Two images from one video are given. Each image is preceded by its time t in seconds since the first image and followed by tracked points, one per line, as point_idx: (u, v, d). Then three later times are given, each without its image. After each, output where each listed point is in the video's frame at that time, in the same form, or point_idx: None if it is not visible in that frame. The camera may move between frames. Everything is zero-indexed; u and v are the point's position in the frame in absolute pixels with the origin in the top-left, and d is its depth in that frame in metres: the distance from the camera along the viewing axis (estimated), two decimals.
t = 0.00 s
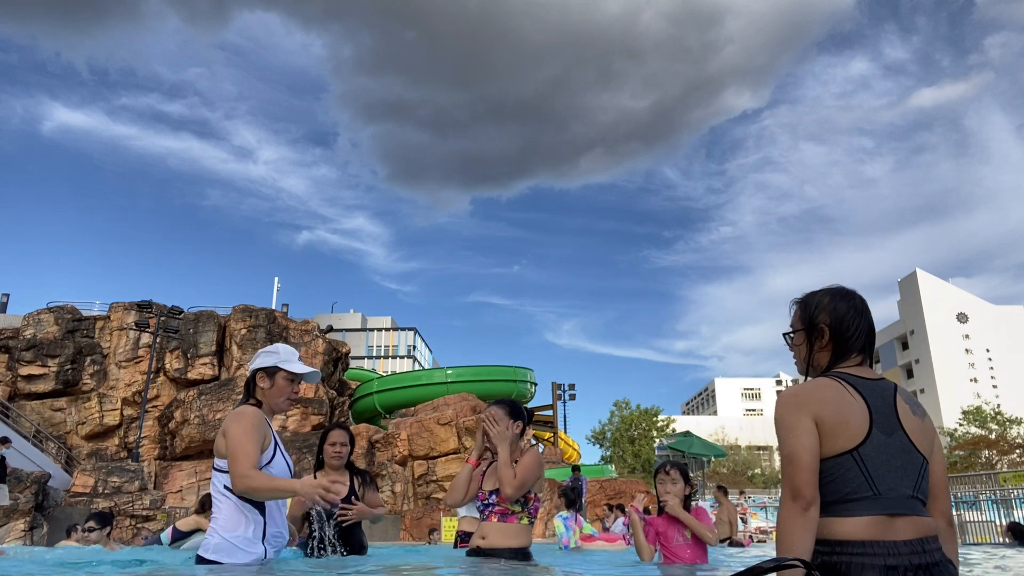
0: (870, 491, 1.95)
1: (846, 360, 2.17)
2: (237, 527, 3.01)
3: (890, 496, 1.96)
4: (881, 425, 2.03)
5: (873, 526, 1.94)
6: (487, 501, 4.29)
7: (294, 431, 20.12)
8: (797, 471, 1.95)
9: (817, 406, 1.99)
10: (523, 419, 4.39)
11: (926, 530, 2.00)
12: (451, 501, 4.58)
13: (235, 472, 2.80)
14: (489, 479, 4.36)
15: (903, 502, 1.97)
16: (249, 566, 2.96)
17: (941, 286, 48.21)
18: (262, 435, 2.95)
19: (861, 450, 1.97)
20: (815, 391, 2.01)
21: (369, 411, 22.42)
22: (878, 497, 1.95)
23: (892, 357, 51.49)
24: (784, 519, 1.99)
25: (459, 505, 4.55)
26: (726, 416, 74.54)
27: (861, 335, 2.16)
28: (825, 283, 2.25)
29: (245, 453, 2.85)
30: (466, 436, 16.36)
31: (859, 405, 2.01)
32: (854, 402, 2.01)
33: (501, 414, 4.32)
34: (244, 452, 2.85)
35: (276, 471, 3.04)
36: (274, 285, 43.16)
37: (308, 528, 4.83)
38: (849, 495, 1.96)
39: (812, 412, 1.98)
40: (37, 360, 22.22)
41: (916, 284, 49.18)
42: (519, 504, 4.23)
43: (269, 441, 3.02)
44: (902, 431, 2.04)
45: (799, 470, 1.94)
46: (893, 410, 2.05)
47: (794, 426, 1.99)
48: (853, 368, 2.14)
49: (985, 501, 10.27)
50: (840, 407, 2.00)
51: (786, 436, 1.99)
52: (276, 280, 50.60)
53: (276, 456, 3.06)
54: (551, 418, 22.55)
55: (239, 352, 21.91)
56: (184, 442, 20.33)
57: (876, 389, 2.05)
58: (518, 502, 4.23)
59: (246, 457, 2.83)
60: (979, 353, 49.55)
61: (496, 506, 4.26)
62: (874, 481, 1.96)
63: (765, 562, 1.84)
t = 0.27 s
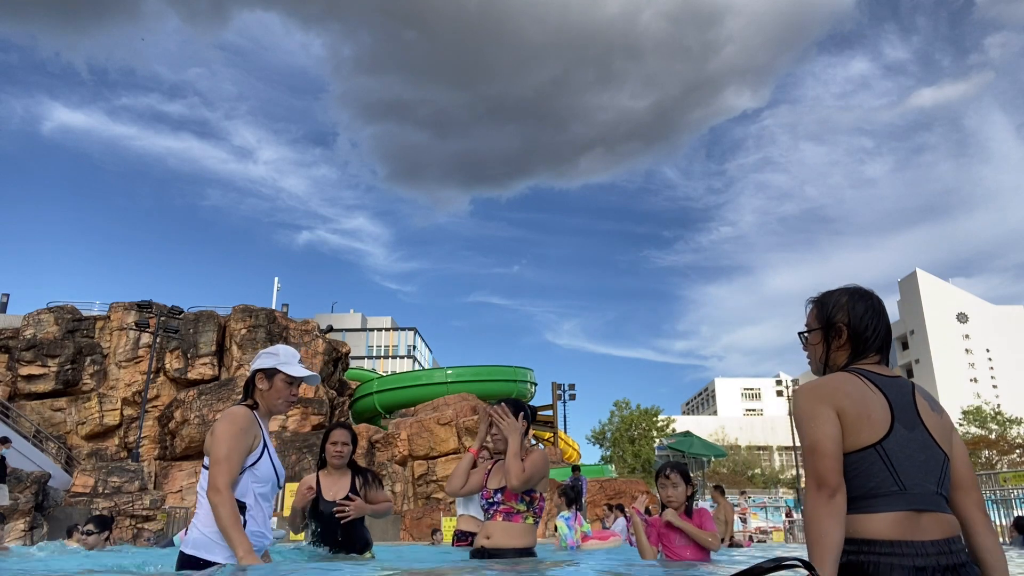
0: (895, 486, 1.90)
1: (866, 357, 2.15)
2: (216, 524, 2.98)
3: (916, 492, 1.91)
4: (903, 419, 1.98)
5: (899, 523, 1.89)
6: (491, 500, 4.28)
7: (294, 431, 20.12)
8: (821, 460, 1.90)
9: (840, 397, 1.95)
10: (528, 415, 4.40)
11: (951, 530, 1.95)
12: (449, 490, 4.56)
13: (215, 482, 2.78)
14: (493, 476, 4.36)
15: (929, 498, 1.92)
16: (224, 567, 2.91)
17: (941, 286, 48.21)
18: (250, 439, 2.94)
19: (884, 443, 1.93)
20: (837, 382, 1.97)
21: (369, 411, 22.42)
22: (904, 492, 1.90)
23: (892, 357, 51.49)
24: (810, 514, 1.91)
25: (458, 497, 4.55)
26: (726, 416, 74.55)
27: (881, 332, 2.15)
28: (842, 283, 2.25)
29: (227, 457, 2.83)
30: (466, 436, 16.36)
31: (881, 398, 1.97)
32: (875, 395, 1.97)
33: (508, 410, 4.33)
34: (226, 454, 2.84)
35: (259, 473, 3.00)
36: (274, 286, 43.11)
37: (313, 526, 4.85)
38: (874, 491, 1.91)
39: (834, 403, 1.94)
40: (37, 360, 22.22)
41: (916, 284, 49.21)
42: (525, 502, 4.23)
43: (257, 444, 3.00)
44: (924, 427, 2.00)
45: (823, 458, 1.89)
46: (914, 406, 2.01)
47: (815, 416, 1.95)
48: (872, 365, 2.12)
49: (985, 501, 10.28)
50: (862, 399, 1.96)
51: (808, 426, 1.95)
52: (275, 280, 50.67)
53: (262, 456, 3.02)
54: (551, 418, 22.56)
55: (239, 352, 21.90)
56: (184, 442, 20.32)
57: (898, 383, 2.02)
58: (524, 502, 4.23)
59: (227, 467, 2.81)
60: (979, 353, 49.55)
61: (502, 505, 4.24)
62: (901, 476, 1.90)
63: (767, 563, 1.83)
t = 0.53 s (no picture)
0: (906, 480, 1.90)
1: (873, 356, 2.14)
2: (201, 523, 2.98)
3: (928, 486, 1.90)
4: (912, 414, 1.97)
5: (913, 518, 1.88)
6: (494, 500, 4.27)
7: (294, 431, 20.11)
8: (830, 452, 1.90)
9: (846, 391, 1.95)
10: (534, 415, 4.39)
11: (967, 527, 1.93)
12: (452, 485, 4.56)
13: (212, 483, 2.80)
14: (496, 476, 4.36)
15: (944, 493, 1.91)
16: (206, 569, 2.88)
17: (941, 286, 48.20)
18: (244, 440, 2.94)
19: (894, 438, 1.92)
20: (844, 378, 1.98)
21: (369, 411, 22.41)
22: (917, 486, 1.89)
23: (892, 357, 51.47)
24: (826, 508, 1.91)
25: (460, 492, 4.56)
26: (726, 416, 74.50)
27: (888, 330, 2.14)
28: (846, 284, 2.25)
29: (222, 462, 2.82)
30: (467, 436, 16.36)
31: (888, 394, 1.96)
32: (883, 391, 1.96)
33: (513, 409, 4.32)
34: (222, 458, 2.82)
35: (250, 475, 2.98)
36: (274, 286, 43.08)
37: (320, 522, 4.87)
38: (887, 485, 1.91)
39: (841, 397, 1.94)
40: (37, 360, 22.22)
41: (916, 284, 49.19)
42: (528, 504, 4.22)
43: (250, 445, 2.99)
44: (934, 421, 1.99)
45: (833, 451, 1.89)
46: (923, 402, 2.01)
47: (823, 411, 1.94)
48: (879, 363, 2.11)
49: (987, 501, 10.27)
50: (870, 394, 1.95)
51: (816, 422, 1.95)
52: (275, 280, 50.70)
53: (254, 458, 3.00)
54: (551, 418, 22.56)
55: (239, 352, 21.89)
56: (184, 442, 20.31)
57: (904, 379, 2.02)
58: (528, 503, 4.22)
59: (223, 469, 2.81)
60: (979, 353, 49.54)
61: (505, 505, 4.23)
62: (913, 471, 1.90)
63: (767, 563, 1.83)
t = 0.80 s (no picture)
0: (913, 477, 1.89)
1: (873, 357, 2.15)
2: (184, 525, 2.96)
3: (935, 483, 1.90)
4: (915, 411, 1.98)
5: (922, 516, 1.87)
6: (496, 500, 4.27)
7: (294, 431, 20.11)
8: (837, 449, 1.89)
9: (848, 390, 1.95)
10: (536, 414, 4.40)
11: (977, 525, 1.92)
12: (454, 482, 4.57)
13: (203, 484, 2.79)
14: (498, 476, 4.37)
15: (952, 489, 1.90)
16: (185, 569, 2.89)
17: (941, 286, 48.18)
18: (234, 439, 2.93)
19: (898, 435, 1.92)
20: (848, 378, 1.98)
21: (369, 411, 22.41)
22: (925, 482, 1.89)
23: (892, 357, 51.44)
24: (837, 507, 1.90)
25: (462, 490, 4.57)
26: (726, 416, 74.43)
27: (888, 332, 2.15)
28: (845, 288, 2.26)
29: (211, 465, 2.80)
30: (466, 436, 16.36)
31: (890, 393, 1.97)
32: (884, 390, 1.97)
33: (515, 409, 4.32)
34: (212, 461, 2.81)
35: (238, 478, 2.96)
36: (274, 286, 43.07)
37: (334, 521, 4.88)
38: (895, 482, 1.90)
39: (843, 396, 1.94)
40: (37, 360, 22.22)
41: (916, 284, 49.18)
42: (530, 504, 4.22)
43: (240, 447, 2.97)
44: (937, 419, 1.99)
45: (839, 448, 1.88)
46: (925, 399, 2.01)
47: (826, 410, 1.94)
48: (879, 365, 2.12)
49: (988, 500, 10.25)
50: (872, 392, 1.96)
51: (820, 420, 1.94)
52: (275, 280, 50.63)
53: (244, 460, 2.98)
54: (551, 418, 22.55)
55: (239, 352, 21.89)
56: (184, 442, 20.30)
57: (904, 378, 2.02)
58: (530, 503, 4.22)
59: (215, 469, 2.80)
60: (979, 353, 49.51)
61: (507, 505, 4.23)
62: (919, 467, 1.90)
63: (767, 563, 1.83)
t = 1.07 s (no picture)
0: (914, 477, 1.89)
1: (869, 359, 2.14)
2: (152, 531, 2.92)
3: (938, 482, 1.89)
4: (913, 411, 1.97)
5: (924, 516, 1.87)
6: (500, 500, 4.25)
7: (294, 431, 20.10)
8: (837, 450, 1.89)
9: (844, 392, 1.95)
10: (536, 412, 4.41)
11: (982, 525, 1.91)
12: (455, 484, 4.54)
13: (176, 491, 2.68)
14: (500, 475, 4.37)
15: (952, 489, 1.90)
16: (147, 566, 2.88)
17: (941, 285, 48.17)
18: (202, 440, 2.79)
19: (896, 434, 1.92)
20: (847, 380, 1.97)
21: (369, 411, 22.40)
22: (926, 482, 1.89)
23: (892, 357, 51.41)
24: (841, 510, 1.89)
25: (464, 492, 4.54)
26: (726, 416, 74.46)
27: (884, 335, 2.14)
28: (840, 291, 2.26)
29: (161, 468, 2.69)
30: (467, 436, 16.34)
31: (887, 394, 1.96)
32: (882, 392, 1.96)
33: (514, 408, 4.33)
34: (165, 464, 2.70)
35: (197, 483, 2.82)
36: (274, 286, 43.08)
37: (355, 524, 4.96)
38: (895, 483, 1.90)
39: (841, 397, 1.94)
40: (37, 360, 22.21)
41: (916, 284, 49.17)
42: (535, 502, 4.22)
43: (205, 448, 2.82)
44: (936, 419, 1.98)
45: (839, 451, 1.87)
46: (922, 400, 2.01)
47: (822, 410, 1.94)
48: (877, 367, 2.11)
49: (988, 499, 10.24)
50: (870, 394, 1.95)
51: (819, 422, 1.94)
52: (276, 281, 50.78)
53: (209, 461, 2.82)
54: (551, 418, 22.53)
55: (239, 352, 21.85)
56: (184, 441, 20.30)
57: (901, 379, 2.02)
58: (534, 502, 4.22)
59: (188, 474, 2.69)
60: (979, 352, 49.47)
61: (511, 505, 4.22)
62: (920, 468, 1.90)
63: (767, 563, 1.83)
